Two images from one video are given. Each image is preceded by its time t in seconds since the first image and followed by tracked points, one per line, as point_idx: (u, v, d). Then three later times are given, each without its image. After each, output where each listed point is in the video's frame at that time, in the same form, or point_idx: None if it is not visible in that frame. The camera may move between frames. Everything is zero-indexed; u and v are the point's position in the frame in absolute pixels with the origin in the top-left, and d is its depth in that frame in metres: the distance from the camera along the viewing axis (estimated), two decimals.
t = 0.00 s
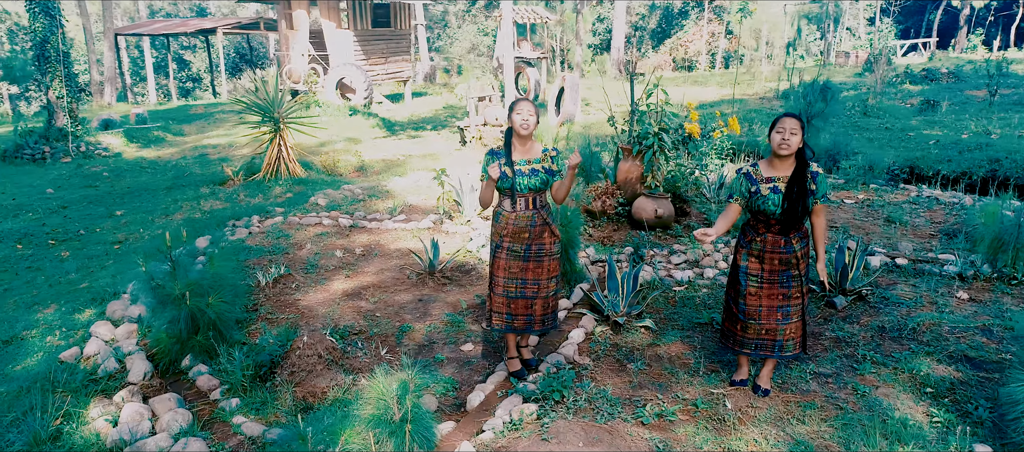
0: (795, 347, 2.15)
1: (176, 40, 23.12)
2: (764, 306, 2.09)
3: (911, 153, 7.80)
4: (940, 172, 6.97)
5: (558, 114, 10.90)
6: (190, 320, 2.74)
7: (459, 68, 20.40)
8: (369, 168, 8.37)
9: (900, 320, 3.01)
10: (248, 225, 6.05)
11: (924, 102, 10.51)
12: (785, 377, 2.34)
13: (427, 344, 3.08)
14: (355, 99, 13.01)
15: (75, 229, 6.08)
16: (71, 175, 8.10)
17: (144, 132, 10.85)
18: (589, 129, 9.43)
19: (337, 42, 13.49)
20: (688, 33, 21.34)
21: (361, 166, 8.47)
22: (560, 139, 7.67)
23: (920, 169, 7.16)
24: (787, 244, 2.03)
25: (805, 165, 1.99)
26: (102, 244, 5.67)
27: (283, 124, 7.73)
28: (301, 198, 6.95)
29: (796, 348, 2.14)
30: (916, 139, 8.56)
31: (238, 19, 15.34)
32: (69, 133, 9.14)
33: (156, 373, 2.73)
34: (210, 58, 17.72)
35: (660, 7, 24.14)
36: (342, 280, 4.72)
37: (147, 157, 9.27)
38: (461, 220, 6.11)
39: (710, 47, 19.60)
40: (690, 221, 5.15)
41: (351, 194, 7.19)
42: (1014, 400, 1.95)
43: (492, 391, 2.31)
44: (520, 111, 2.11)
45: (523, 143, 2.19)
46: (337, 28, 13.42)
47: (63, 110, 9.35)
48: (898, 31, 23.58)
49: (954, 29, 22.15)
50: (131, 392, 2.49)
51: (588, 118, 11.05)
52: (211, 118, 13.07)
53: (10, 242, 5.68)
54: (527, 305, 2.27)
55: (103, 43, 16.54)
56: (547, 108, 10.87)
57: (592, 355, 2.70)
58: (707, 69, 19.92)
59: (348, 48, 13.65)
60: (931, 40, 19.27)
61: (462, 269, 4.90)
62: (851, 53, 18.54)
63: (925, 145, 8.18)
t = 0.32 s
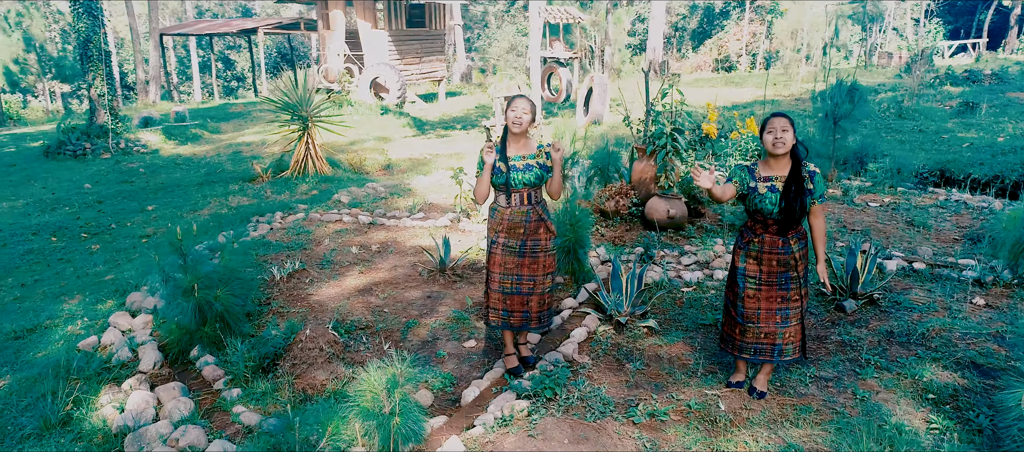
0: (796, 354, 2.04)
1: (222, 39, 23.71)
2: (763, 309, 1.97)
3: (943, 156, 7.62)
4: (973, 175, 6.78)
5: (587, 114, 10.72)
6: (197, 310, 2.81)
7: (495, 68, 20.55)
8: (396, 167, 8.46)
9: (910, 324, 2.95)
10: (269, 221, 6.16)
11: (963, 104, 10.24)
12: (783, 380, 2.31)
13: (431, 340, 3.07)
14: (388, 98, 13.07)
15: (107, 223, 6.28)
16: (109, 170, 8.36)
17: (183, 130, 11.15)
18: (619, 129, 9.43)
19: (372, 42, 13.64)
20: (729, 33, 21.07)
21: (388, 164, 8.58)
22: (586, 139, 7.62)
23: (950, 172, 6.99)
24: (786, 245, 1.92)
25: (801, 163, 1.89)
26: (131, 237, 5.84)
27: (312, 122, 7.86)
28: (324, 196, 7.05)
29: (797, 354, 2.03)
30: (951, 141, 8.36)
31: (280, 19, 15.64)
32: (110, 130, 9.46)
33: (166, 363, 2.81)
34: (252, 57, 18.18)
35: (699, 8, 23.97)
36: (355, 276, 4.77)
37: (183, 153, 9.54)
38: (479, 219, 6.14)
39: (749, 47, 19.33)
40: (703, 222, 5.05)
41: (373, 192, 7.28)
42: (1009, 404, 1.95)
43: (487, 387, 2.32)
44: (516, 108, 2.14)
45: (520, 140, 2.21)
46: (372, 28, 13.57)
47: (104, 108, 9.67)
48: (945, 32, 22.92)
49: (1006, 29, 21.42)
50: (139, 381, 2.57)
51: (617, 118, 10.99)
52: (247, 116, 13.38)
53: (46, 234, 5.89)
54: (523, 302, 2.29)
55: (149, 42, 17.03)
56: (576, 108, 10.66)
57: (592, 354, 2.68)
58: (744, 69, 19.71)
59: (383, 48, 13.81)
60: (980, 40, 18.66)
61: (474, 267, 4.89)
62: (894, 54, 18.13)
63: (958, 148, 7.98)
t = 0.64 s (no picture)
0: (787, 355, 2.01)
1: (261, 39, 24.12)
2: (751, 310, 1.94)
3: (969, 159, 7.45)
4: (999, 179, 6.62)
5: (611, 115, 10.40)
6: (200, 302, 2.89)
7: (525, 67, 20.59)
8: (416, 165, 8.52)
9: (913, 329, 2.90)
10: (286, 218, 6.24)
11: (999, 106, 9.97)
12: (774, 382, 2.30)
13: (430, 336, 3.06)
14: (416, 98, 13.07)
15: (132, 217, 6.43)
16: (140, 167, 8.56)
17: (214, 127, 11.34)
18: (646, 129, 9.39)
19: (401, 40, 14.02)
20: (764, 33, 20.79)
21: (410, 163, 8.63)
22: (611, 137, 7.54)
23: (976, 175, 6.82)
24: (773, 246, 1.90)
25: (788, 163, 1.87)
26: (154, 232, 5.98)
27: (335, 121, 7.94)
28: (343, 194, 7.12)
29: (788, 356, 1.99)
30: (981, 144, 8.16)
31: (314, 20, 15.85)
32: (143, 128, 9.70)
33: (170, 353, 2.89)
34: (287, 57, 18.49)
35: (735, 8, 23.68)
36: (362, 273, 4.81)
37: (212, 151, 9.74)
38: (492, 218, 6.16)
39: (783, 47, 19.01)
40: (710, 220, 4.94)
41: (391, 191, 7.34)
42: (992, 409, 1.92)
43: (478, 382, 2.34)
44: (506, 107, 2.26)
45: (508, 138, 2.32)
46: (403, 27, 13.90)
47: (137, 106, 9.93)
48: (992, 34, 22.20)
49: None
50: (142, 370, 2.64)
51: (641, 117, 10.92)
52: (277, 114, 13.61)
53: (74, 228, 6.07)
54: (513, 298, 2.39)
55: (187, 42, 17.42)
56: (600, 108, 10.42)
57: (587, 353, 2.68)
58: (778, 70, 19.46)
59: (411, 48, 13.93)
60: None
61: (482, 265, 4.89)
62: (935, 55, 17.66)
63: (986, 151, 7.79)
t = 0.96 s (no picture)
0: (771, 354, 2.02)
1: (298, 39, 24.52)
2: (733, 309, 1.96)
3: (997, 162, 7.28)
4: None
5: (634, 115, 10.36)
6: (203, 295, 2.97)
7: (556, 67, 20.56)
8: (436, 164, 8.56)
9: (914, 334, 2.85)
10: (301, 215, 6.33)
11: None
12: (764, 384, 2.30)
13: (428, 332, 3.08)
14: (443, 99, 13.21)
15: (157, 213, 6.58)
16: (169, 164, 8.75)
17: (244, 125, 11.53)
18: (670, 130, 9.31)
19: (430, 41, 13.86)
20: (801, 34, 20.44)
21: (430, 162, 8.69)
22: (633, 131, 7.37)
23: (1001, 178, 6.68)
24: (755, 246, 1.90)
25: (772, 162, 1.87)
26: (175, 226, 6.11)
27: (356, 119, 8.02)
28: (360, 192, 7.19)
29: (771, 355, 2.00)
30: (1013, 147, 7.96)
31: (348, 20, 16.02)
32: (174, 125, 9.93)
33: (175, 344, 2.98)
34: (321, 56, 18.74)
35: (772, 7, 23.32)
36: (371, 269, 4.85)
37: (241, 148, 9.93)
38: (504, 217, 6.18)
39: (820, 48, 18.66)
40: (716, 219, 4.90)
41: (408, 189, 7.40)
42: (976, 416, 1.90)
43: (468, 377, 2.37)
44: (491, 106, 2.34)
45: (496, 136, 2.41)
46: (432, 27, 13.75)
47: (169, 104, 10.17)
48: None
49: None
50: (145, 359, 2.72)
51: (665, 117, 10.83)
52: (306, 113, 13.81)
53: (101, 222, 6.24)
54: (503, 294, 2.45)
55: (224, 42, 17.82)
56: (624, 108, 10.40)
57: (580, 351, 2.69)
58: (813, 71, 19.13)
59: (440, 47, 14.01)
60: None
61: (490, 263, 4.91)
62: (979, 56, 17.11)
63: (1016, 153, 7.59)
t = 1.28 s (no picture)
0: (755, 352, 2.03)
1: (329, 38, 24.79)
2: (715, 307, 1.98)
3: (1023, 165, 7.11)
4: None
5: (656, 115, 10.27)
6: (204, 287, 3.04)
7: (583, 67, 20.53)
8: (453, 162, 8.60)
9: (914, 337, 2.82)
10: (316, 212, 6.41)
11: None
12: (753, 385, 2.29)
13: (426, 328, 3.10)
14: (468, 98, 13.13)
15: (178, 209, 6.71)
16: (195, 161, 8.93)
17: (271, 124, 11.70)
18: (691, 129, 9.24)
19: (455, 40, 14.19)
20: (836, 34, 20.07)
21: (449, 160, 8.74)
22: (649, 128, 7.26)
23: None
24: (736, 245, 1.91)
25: (754, 163, 1.87)
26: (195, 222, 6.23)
27: (375, 118, 8.08)
28: (376, 190, 7.26)
29: (755, 354, 2.00)
30: None
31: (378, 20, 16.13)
32: (202, 123, 10.12)
33: (178, 336, 3.05)
34: (352, 56, 18.91)
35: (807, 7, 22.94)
36: (377, 265, 4.90)
37: (266, 146, 10.09)
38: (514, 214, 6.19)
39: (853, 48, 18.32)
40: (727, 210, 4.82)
41: (424, 187, 7.44)
42: (962, 420, 1.88)
43: (458, 372, 2.40)
44: (482, 106, 2.37)
45: (488, 134, 2.44)
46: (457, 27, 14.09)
47: (198, 102, 10.39)
48: None
49: None
50: (148, 349, 2.80)
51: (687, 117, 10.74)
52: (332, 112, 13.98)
53: (124, 217, 6.39)
54: (495, 290, 2.46)
55: (257, 42, 18.12)
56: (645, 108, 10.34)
57: (573, 348, 2.70)
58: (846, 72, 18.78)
59: (466, 47, 14.10)
60: None
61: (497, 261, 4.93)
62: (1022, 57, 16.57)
63: None
